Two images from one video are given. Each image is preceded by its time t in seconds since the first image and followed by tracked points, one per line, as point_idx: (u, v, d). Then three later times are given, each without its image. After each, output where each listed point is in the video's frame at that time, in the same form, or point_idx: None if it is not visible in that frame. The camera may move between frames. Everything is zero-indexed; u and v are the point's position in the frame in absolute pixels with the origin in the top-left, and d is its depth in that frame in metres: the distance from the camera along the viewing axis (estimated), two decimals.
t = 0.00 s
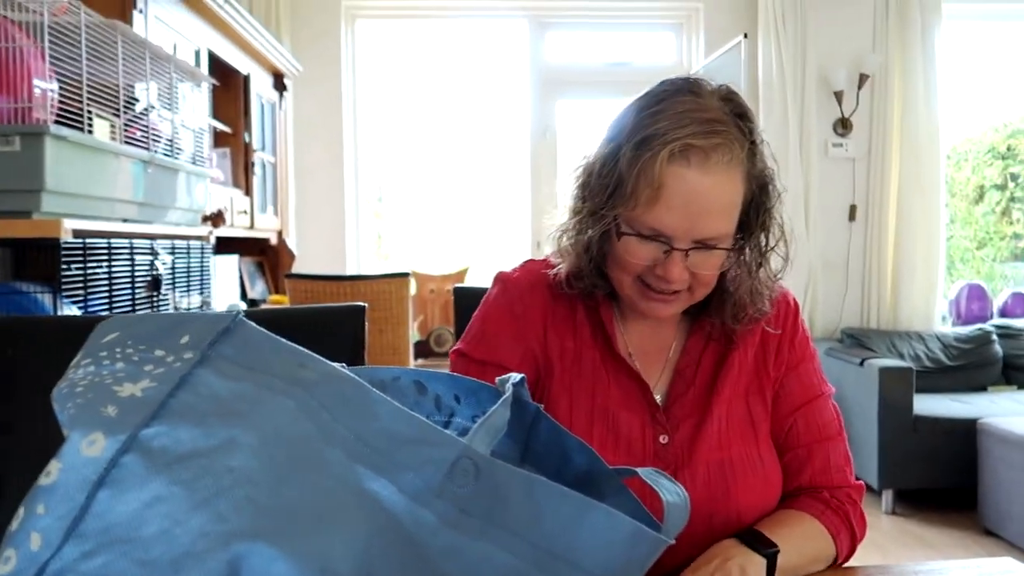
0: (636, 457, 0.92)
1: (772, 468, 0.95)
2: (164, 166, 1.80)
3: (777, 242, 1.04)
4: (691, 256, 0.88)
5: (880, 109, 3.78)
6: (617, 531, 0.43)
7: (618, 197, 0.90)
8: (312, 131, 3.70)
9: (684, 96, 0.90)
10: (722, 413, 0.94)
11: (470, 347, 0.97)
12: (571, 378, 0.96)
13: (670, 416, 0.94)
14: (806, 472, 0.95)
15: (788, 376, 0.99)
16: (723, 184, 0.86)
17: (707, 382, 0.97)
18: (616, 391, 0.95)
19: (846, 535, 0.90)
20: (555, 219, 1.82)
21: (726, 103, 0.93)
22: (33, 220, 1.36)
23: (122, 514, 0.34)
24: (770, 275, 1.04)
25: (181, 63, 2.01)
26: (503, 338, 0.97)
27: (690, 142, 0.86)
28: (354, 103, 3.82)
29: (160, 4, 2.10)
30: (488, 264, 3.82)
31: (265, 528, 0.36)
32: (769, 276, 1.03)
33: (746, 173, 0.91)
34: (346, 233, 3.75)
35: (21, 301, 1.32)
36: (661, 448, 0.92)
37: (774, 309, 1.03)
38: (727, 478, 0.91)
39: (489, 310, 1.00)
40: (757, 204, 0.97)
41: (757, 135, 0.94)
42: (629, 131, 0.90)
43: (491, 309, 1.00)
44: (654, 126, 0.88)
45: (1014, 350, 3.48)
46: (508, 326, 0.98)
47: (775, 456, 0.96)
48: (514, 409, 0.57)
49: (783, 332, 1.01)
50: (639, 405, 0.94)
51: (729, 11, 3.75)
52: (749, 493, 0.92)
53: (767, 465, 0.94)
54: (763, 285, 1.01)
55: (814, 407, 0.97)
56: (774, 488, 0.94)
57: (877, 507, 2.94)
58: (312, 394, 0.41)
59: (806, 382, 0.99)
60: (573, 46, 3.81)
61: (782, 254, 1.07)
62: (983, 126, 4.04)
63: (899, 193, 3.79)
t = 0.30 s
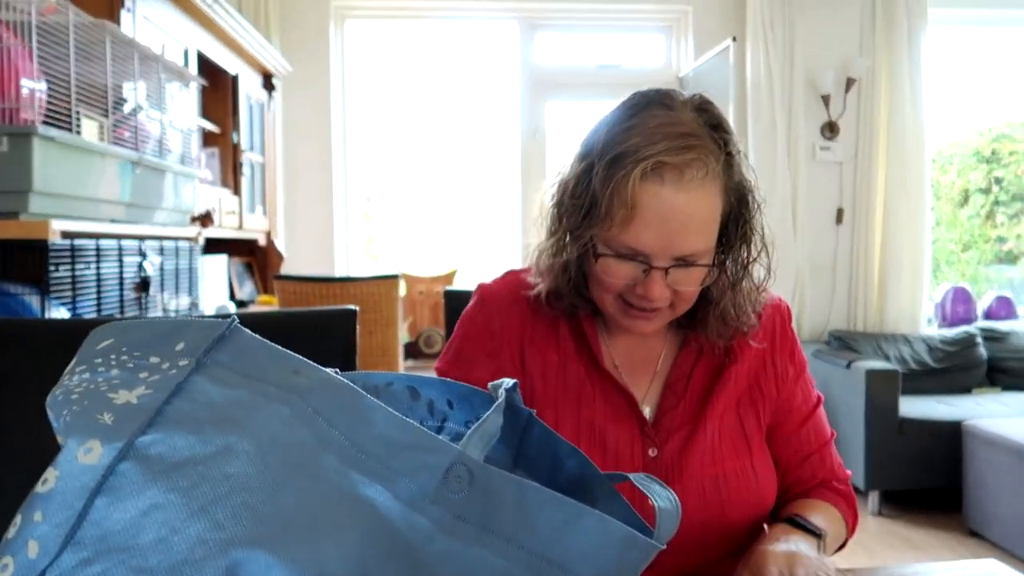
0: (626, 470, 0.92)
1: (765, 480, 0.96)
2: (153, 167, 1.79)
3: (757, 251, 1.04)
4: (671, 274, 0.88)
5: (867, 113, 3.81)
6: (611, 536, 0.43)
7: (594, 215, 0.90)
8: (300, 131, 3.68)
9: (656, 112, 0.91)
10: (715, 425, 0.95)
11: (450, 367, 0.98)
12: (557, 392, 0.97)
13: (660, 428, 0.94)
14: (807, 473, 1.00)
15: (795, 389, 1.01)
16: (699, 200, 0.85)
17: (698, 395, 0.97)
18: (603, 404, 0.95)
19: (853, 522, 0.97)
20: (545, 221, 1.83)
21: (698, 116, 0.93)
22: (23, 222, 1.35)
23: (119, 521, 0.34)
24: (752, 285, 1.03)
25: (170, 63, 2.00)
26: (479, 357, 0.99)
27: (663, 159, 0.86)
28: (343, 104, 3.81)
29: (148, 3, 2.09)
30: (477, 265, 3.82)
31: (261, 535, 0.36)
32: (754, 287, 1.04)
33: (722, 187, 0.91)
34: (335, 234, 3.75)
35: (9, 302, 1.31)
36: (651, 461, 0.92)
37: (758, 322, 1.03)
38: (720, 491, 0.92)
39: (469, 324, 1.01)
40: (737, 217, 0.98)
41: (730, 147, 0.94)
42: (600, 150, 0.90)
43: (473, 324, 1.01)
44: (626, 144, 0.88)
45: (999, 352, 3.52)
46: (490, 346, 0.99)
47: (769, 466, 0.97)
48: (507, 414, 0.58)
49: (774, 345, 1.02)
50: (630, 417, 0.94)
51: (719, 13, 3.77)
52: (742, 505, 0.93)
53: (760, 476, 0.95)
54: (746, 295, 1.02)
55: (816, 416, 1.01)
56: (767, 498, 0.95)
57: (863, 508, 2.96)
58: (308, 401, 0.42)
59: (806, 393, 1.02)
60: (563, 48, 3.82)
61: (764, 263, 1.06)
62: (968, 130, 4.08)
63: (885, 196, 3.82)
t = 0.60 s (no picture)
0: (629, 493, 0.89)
1: (773, 500, 0.94)
2: (153, 178, 1.79)
3: (760, 265, 1.03)
4: (673, 295, 0.86)
5: (867, 123, 3.82)
6: (611, 551, 0.42)
7: (591, 237, 0.89)
8: (301, 143, 3.69)
9: (648, 128, 0.90)
10: (721, 445, 0.93)
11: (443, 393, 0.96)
12: (556, 414, 0.95)
13: (664, 449, 0.92)
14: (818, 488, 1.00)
15: (805, 405, 1.02)
16: (696, 216, 0.84)
17: (703, 414, 0.96)
18: (604, 425, 0.93)
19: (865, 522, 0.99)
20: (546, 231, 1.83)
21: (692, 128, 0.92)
22: (22, 233, 1.35)
23: (109, 536, 0.34)
24: (753, 302, 1.03)
25: (171, 75, 2.00)
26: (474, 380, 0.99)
27: (659, 177, 0.84)
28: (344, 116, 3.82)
29: (149, 15, 2.10)
30: (477, 277, 3.81)
31: (252, 551, 0.36)
32: (756, 301, 1.04)
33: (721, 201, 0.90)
34: (336, 246, 3.75)
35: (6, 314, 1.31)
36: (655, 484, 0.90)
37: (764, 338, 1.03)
38: (728, 514, 0.90)
39: (463, 347, 1.00)
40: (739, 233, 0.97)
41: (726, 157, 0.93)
42: (592, 172, 0.90)
43: (467, 347, 1.00)
44: (619, 162, 0.87)
45: (1001, 362, 3.50)
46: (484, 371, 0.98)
47: (777, 485, 0.96)
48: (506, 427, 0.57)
49: (778, 362, 1.02)
50: (632, 439, 0.92)
51: (718, 25, 3.78)
52: (750, 528, 0.91)
53: (769, 499, 0.94)
54: (747, 309, 1.02)
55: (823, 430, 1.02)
56: (775, 519, 0.94)
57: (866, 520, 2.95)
58: (305, 414, 0.41)
59: (812, 407, 1.03)
60: (563, 60, 3.83)
61: (767, 277, 1.06)
62: (968, 140, 4.08)
63: (886, 207, 3.82)
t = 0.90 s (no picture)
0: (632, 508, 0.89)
1: (778, 512, 0.94)
2: (152, 181, 1.80)
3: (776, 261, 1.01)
4: (713, 312, 0.84)
5: (866, 126, 3.82)
6: (607, 555, 0.43)
7: (618, 268, 0.85)
8: (301, 146, 3.69)
9: (653, 148, 0.86)
10: (726, 459, 0.93)
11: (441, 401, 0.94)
12: (558, 425, 0.94)
13: (667, 462, 0.91)
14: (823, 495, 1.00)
15: (810, 414, 1.01)
16: (727, 230, 0.82)
17: (708, 427, 0.95)
18: (606, 438, 0.92)
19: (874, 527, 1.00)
20: (545, 234, 1.83)
21: (693, 136, 0.90)
22: (21, 236, 1.35)
23: (106, 541, 0.33)
24: (769, 301, 1.03)
25: (170, 79, 2.00)
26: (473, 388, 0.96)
27: (684, 197, 0.82)
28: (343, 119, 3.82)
29: (148, 19, 2.10)
30: (477, 280, 3.81)
31: (248, 557, 0.36)
32: (770, 302, 1.02)
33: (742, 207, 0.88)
34: (335, 248, 3.75)
35: (4, 318, 1.30)
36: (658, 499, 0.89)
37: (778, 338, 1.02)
38: (732, 529, 0.90)
39: (463, 354, 0.98)
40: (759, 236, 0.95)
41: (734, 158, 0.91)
42: (608, 201, 0.86)
43: (468, 355, 0.98)
44: (636, 190, 0.84)
45: (1001, 365, 3.50)
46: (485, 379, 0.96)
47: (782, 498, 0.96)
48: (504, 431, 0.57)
49: (786, 370, 1.01)
50: (634, 452, 0.91)
51: (718, 28, 3.78)
52: (753, 542, 0.92)
53: (774, 512, 0.94)
54: (764, 309, 1.01)
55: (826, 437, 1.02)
56: (778, 531, 0.94)
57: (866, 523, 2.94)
58: (301, 417, 0.41)
59: (817, 415, 1.03)
60: (563, 63, 3.84)
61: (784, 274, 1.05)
62: (967, 143, 4.09)
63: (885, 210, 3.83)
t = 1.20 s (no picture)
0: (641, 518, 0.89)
1: (788, 523, 0.93)
2: (152, 186, 1.80)
3: (796, 264, 0.99)
4: (742, 318, 0.84)
5: (867, 131, 3.83)
6: (606, 559, 0.44)
7: (647, 280, 0.83)
8: (302, 151, 3.69)
9: (679, 154, 0.83)
10: (737, 469, 0.92)
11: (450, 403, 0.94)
12: (568, 432, 0.93)
13: (677, 471, 0.91)
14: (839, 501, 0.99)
15: (822, 421, 1.00)
16: (757, 235, 0.81)
17: (718, 437, 0.94)
18: (616, 445, 0.92)
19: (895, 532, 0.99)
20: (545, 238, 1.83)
21: (715, 140, 0.87)
22: (20, 241, 1.35)
23: (97, 545, 0.33)
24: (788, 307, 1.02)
25: (171, 83, 2.00)
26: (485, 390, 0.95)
27: (715, 205, 0.80)
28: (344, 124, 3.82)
29: (149, 23, 2.11)
30: (477, 285, 3.80)
31: (242, 560, 0.35)
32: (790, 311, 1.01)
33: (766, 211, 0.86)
34: (336, 253, 3.75)
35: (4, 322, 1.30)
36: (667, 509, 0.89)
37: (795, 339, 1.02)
38: (741, 541, 0.90)
39: (473, 358, 0.97)
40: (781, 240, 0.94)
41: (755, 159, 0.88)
42: (636, 210, 0.83)
43: (477, 359, 0.97)
44: (665, 199, 0.81)
45: (1003, 370, 3.49)
46: (496, 382, 0.95)
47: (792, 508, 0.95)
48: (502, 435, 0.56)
49: (798, 376, 1.00)
50: (644, 460, 0.91)
51: (718, 32, 3.78)
52: (761, 553, 0.91)
53: (784, 524, 0.93)
54: (782, 313, 1.00)
55: (840, 442, 1.01)
56: (786, 542, 0.94)
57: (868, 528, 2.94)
58: (296, 420, 0.41)
59: (831, 420, 1.01)
60: (563, 68, 3.84)
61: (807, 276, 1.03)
62: (968, 147, 4.08)
63: (886, 214, 3.82)
